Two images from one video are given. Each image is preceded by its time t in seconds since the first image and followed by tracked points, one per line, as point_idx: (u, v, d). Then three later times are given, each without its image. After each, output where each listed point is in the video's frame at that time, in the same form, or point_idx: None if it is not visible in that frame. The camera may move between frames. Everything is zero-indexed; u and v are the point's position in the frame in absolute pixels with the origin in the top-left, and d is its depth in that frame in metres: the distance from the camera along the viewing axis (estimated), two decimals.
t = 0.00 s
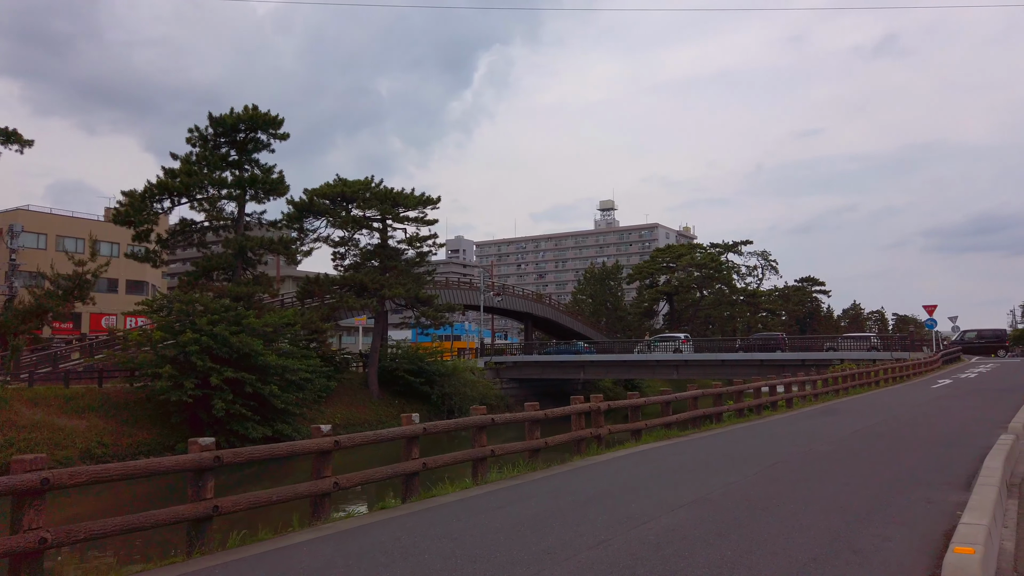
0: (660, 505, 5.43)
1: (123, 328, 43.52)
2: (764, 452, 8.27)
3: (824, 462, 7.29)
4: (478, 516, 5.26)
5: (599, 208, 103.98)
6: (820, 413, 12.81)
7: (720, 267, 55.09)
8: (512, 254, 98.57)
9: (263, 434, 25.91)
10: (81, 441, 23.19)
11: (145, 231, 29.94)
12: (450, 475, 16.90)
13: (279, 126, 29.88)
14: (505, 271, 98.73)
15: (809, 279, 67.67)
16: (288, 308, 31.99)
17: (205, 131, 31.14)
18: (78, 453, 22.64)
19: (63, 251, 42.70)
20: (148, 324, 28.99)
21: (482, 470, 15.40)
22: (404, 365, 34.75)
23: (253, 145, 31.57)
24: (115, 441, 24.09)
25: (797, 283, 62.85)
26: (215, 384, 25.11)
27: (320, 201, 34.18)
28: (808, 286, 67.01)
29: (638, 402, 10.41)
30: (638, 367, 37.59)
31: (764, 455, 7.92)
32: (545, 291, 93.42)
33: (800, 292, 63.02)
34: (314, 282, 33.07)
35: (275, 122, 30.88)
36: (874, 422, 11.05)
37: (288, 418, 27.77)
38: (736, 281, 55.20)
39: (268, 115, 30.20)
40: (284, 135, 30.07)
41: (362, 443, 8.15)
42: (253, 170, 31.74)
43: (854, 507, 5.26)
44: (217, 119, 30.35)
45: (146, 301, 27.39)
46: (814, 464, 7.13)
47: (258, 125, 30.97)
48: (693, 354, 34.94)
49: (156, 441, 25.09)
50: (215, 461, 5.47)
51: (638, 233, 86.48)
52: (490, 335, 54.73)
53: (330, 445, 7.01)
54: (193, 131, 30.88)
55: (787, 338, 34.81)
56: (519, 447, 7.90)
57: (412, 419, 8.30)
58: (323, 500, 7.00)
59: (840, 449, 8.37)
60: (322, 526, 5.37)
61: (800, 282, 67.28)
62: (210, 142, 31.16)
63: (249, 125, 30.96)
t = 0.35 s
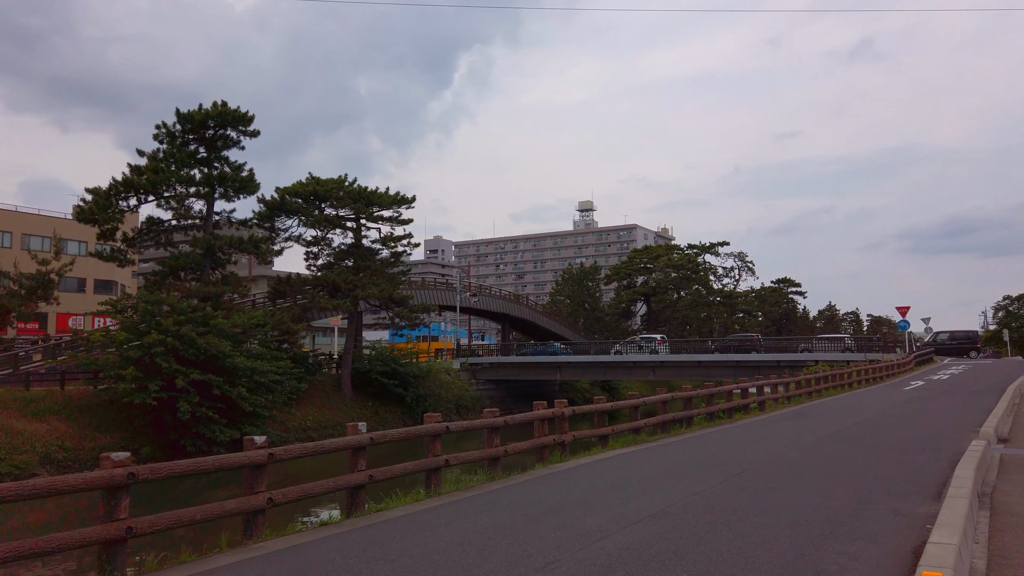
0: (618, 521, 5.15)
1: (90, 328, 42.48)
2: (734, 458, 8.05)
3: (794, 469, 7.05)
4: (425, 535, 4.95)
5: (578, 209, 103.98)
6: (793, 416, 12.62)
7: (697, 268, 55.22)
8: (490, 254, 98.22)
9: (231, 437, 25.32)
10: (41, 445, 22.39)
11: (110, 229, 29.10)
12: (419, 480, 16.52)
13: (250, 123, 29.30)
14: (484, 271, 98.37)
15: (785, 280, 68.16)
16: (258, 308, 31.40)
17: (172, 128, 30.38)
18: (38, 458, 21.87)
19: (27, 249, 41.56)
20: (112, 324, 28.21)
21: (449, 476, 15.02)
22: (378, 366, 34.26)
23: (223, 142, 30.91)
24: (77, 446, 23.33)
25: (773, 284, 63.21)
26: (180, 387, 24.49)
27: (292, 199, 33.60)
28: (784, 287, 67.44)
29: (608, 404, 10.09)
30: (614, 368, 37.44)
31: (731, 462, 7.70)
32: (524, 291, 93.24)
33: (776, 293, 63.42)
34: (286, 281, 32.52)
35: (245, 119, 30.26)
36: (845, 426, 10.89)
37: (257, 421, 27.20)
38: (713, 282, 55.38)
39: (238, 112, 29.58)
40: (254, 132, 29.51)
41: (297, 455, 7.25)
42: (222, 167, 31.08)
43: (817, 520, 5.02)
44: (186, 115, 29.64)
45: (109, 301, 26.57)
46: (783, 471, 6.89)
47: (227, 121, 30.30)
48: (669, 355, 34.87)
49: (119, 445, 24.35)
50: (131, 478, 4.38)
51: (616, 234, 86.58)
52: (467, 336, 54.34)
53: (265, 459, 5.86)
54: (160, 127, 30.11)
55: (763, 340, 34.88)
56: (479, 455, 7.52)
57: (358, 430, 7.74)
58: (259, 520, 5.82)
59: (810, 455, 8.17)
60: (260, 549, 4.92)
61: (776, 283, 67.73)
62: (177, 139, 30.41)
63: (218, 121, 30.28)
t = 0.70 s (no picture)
0: (577, 534, 4.82)
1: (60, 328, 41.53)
2: (705, 462, 7.76)
3: (766, 474, 6.75)
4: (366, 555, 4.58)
5: (560, 209, 103.89)
6: (769, 417, 12.38)
7: (677, 269, 55.24)
8: (471, 254, 97.80)
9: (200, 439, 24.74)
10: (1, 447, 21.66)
11: (77, 226, 28.25)
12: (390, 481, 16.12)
13: (222, 118, 28.70)
14: (465, 271, 97.95)
15: (764, 281, 68.48)
16: (230, 308, 30.77)
17: (142, 122, 29.72)
18: None
19: None
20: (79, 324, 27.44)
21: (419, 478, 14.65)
22: (354, 367, 33.76)
23: (194, 137, 30.26)
24: (40, 448, 22.61)
25: (753, 285, 63.44)
26: (147, 387, 23.87)
27: (266, 197, 33.00)
28: (764, 288, 67.72)
29: (577, 406, 9.76)
30: (593, 368, 37.23)
31: (702, 466, 7.41)
32: (505, 291, 92.99)
33: (756, 293, 63.65)
34: (260, 280, 31.92)
35: (217, 114, 29.62)
36: (821, 428, 10.66)
37: (228, 422, 26.62)
38: (693, 283, 55.44)
39: (210, 106, 28.96)
40: (227, 127, 28.90)
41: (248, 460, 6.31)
42: (194, 163, 30.42)
43: (786, 530, 4.73)
44: (155, 109, 28.95)
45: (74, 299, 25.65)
46: (755, 476, 6.62)
47: (199, 116, 29.67)
48: (648, 356, 34.73)
49: (83, 447, 23.67)
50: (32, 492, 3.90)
51: (598, 234, 86.52)
52: (446, 336, 53.91)
53: (194, 468, 4.98)
54: (130, 121, 29.39)
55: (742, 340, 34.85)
56: (438, 461, 7.14)
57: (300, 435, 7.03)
58: (186, 537, 4.96)
59: (784, 459, 7.91)
60: (187, 569, 4.48)
61: (756, 284, 67.99)
62: (147, 134, 29.71)
63: (190, 116, 29.63)
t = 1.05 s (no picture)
0: (514, 545, 4.47)
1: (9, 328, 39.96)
2: (661, 464, 7.48)
3: (721, 476, 6.51)
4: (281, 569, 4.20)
5: (529, 210, 103.84)
6: (729, 418, 12.22)
7: (644, 270, 55.39)
8: (440, 255, 97.15)
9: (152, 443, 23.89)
10: None
11: (24, 222, 27.09)
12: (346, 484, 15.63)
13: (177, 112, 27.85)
14: (434, 272, 97.23)
15: (730, 282, 69.07)
16: (185, 307, 29.87)
17: (94, 116, 28.70)
18: None
19: None
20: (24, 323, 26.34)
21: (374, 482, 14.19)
22: (316, 368, 33.03)
23: (149, 132, 29.35)
24: None
25: (719, 287, 63.98)
26: (96, 390, 22.93)
27: (225, 194, 32.15)
28: (730, 289, 68.36)
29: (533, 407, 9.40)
30: (559, 369, 37.02)
31: (657, 467, 7.12)
32: (474, 292, 92.55)
33: (722, 295, 64.22)
34: (217, 279, 31.07)
35: (173, 108, 28.75)
36: (780, 429, 10.47)
37: (182, 425, 25.78)
38: (660, 284, 55.65)
39: (165, 101, 28.09)
40: (182, 121, 28.07)
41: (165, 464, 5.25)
42: (149, 159, 29.51)
43: (737, 538, 4.46)
44: (108, 103, 27.97)
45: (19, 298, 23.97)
46: (710, 478, 6.35)
47: (154, 111, 28.77)
48: (614, 356, 34.63)
49: (27, 452, 22.67)
50: None
51: (567, 235, 86.58)
52: (413, 337, 53.31)
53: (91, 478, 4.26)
54: (81, 115, 28.38)
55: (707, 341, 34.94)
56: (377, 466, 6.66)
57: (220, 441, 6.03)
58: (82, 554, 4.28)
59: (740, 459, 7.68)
60: None
61: (722, 285, 68.58)
62: (99, 128, 28.72)
63: (144, 110, 28.70)
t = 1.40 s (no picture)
0: (453, 566, 4.15)
1: None
2: (620, 469, 7.20)
3: (681, 484, 6.26)
4: None
5: (500, 211, 103.57)
6: (693, 421, 12.00)
7: (614, 271, 55.45)
8: (410, 255, 96.33)
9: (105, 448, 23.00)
10: None
11: None
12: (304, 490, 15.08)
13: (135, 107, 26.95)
14: (404, 272, 96.34)
15: (700, 283, 69.52)
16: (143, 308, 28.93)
17: (47, 110, 27.64)
18: None
19: None
20: None
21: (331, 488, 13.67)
22: (279, 370, 32.24)
23: (106, 127, 28.37)
24: None
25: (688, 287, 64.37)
26: (46, 393, 21.98)
27: (185, 191, 31.28)
28: (700, 290, 68.82)
29: (490, 412, 9.07)
30: (529, 370, 36.75)
31: (615, 474, 6.85)
32: (444, 292, 91.93)
33: (691, 296, 64.62)
34: (176, 279, 30.18)
35: (131, 103, 27.83)
36: (744, 432, 10.29)
37: (138, 429, 24.91)
38: (630, 285, 55.75)
39: (122, 95, 27.17)
40: (140, 116, 27.16)
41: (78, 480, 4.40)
42: (105, 154, 28.52)
43: (695, 556, 4.19)
44: (62, 96, 26.96)
45: None
46: (667, 487, 6.08)
47: (110, 105, 27.82)
48: (583, 357, 34.47)
49: None
50: None
51: (538, 236, 86.46)
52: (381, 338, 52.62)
53: None
54: (34, 109, 27.33)
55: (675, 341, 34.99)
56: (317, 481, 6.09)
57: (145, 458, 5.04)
58: None
59: (702, 463, 7.44)
60: None
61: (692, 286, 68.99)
62: (53, 122, 27.66)
63: (100, 104, 27.74)
